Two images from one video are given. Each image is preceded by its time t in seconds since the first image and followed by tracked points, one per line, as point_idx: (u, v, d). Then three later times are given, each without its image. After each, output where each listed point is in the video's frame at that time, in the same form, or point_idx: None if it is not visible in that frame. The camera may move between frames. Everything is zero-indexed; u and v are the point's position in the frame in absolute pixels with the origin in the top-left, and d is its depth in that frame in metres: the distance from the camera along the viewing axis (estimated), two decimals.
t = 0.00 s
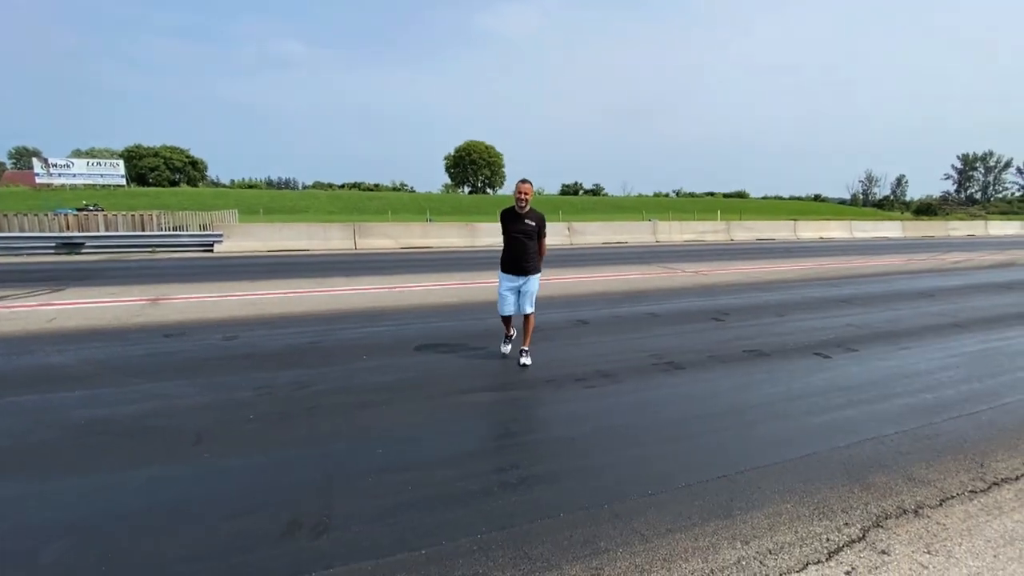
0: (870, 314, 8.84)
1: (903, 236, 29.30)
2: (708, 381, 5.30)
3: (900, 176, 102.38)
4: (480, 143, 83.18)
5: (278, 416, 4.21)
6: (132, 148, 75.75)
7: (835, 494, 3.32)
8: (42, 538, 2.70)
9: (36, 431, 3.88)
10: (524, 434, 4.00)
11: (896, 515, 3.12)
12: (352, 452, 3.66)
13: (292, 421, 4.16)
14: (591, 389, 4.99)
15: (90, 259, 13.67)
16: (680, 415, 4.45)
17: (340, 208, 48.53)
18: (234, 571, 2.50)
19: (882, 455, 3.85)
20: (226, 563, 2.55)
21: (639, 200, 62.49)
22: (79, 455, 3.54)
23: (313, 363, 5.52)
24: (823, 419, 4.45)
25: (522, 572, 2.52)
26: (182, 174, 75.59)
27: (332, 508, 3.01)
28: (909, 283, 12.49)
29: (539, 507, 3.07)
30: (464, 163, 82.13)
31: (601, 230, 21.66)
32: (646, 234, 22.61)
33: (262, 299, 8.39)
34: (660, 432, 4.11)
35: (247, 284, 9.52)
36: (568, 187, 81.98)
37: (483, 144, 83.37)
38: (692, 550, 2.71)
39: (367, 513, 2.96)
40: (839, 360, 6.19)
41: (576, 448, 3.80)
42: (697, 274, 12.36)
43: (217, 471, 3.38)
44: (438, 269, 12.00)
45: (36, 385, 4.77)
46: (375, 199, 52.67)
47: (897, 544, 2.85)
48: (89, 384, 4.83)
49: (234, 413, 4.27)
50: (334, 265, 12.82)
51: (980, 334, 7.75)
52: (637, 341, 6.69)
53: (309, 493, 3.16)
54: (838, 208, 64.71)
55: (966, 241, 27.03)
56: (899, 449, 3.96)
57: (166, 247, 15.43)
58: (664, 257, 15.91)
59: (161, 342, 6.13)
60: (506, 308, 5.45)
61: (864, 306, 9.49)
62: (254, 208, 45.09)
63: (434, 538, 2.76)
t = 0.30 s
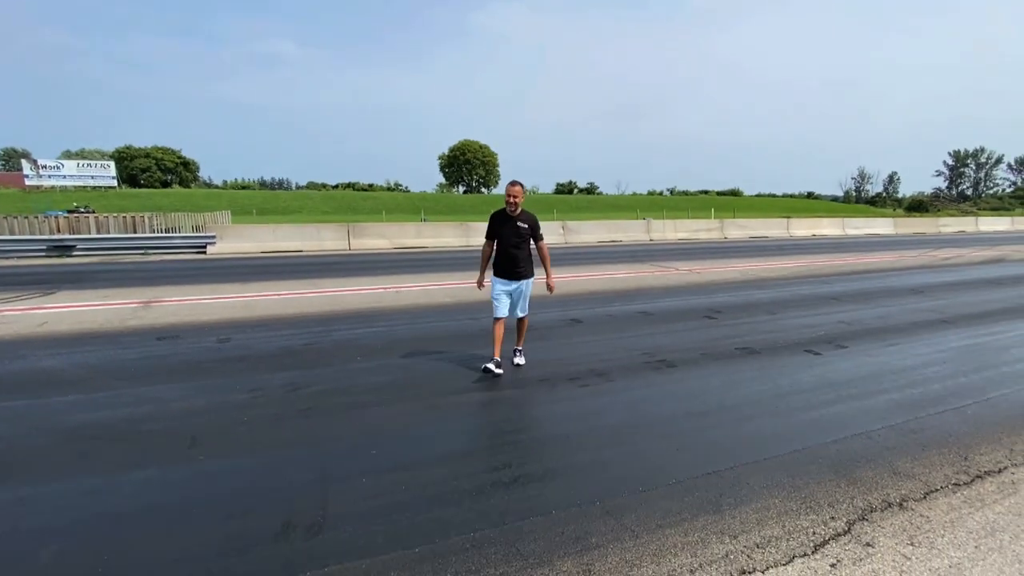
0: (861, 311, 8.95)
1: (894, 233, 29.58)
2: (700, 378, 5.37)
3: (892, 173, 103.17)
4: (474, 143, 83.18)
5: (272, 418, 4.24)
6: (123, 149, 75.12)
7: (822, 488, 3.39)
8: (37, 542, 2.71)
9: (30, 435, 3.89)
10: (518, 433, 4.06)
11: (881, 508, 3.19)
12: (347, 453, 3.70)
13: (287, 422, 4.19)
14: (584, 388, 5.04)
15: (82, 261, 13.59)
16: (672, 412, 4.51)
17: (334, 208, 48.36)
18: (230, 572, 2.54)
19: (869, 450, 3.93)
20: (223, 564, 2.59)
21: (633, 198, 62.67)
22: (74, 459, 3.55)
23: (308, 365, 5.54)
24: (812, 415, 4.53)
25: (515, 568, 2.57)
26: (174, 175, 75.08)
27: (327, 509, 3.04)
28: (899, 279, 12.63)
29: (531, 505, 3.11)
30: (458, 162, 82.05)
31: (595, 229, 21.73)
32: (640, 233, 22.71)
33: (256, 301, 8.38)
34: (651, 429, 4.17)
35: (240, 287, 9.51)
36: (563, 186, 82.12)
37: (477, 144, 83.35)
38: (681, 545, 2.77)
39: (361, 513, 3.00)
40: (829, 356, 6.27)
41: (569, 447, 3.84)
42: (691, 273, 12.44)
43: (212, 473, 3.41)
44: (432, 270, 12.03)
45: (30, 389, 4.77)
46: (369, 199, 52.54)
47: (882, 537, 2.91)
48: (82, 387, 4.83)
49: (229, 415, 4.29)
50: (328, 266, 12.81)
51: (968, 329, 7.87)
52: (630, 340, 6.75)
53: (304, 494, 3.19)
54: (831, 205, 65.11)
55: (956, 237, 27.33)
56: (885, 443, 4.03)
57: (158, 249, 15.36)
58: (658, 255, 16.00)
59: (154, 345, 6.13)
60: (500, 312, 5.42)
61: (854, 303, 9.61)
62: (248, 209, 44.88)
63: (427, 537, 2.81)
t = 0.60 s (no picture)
0: (852, 305, 9.02)
1: (887, 228, 29.77)
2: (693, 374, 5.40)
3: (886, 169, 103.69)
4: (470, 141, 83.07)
5: (267, 417, 4.24)
6: (115, 148, 74.48)
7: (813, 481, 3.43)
8: (31, 541, 2.72)
9: (24, 436, 3.87)
10: (512, 429, 4.08)
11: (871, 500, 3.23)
12: (341, 450, 3.71)
13: (282, 421, 4.19)
14: (578, 384, 5.07)
15: (75, 262, 13.49)
16: (665, 408, 4.55)
17: (329, 207, 48.18)
18: (226, 569, 2.55)
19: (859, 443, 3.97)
20: (217, 561, 2.60)
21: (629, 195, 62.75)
22: (68, 458, 3.55)
23: (303, 363, 5.54)
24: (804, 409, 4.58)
25: (509, 562, 2.59)
26: (167, 175, 74.61)
27: (322, 507, 3.05)
28: (892, 274, 12.73)
29: (525, 500, 3.14)
30: (454, 160, 81.88)
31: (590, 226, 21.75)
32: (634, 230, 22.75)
33: (250, 300, 8.36)
34: (645, 425, 4.20)
35: (234, 286, 9.48)
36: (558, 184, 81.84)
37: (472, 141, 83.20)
38: (673, 538, 2.80)
39: (356, 510, 3.02)
40: (821, 351, 6.33)
41: (563, 442, 3.87)
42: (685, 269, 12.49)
43: (207, 472, 3.41)
44: (427, 268, 12.02)
45: (23, 390, 4.75)
46: (365, 198, 52.39)
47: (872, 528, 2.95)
48: (76, 387, 4.82)
49: (223, 414, 4.29)
50: (323, 264, 12.79)
51: (958, 323, 7.95)
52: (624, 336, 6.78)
53: (299, 491, 3.21)
54: (825, 201, 65.43)
55: (948, 233, 27.56)
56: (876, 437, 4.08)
57: (152, 249, 15.27)
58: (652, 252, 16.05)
59: (148, 344, 6.11)
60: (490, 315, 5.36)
61: (847, 298, 9.69)
62: (242, 208, 44.63)
63: (422, 533, 2.82)
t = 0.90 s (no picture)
0: (853, 300, 9.02)
1: (887, 223, 29.74)
2: (694, 368, 5.39)
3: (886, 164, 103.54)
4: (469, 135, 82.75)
5: (268, 412, 4.23)
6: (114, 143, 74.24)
7: (815, 475, 3.42)
8: (31, 537, 2.70)
9: (21, 431, 3.85)
10: (512, 424, 4.06)
11: (873, 494, 3.23)
12: (342, 445, 3.69)
13: (281, 416, 4.17)
14: (579, 379, 5.05)
15: (73, 257, 13.44)
16: (666, 402, 4.53)
17: (328, 202, 48.12)
18: (227, 565, 2.53)
19: (861, 438, 3.96)
20: (218, 557, 2.58)
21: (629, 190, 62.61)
22: (67, 454, 3.53)
23: (302, 358, 5.51)
24: (805, 404, 4.57)
25: (511, 557, 2.58)
26: (165, 170, 74.31)
27: (322, 502, 3.03)
28: (891, 268, 12.73)
29: (527, 495, 3.13)
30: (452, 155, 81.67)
31: (589, 221, 21.71)
32: (634, 225, 22.70)
33: (250, 295, 8.33)
34: (646, 419, 4.19)
35: (234, 281, 9.44)
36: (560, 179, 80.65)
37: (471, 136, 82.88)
38: (676, 533, 2.79)
39: (357, 505, 3.01)
40: (822, 346, 6.32)
41: (565, 437, 3.86)
42: (685, 264, 12.47)
43: (207, 467, 3.40)
44: (427, 262, 11.99)
45: (21, 385, 4.72)
46: (364, 192, 52.25)
47: (874, 522, 2.94)
48: (75, 383, 4.80)
49: (224, 409, 4.27)
50: (323, 259, 12.75)
51: (958, 318, 7.94)
52: (624, 331, 6.76)
53: (300, 486, 3.19)
54: (825, 196, 65.36)
55: (947, 227, 27.54)
56: (878, 431, 4.07)
57: (150, 244, 15.22)
58: (652, 247, 16.02)
59: (147, 339, 6.09)
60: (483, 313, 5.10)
61: (847, 292, 9.68)
62: (240, 203, 44.53)
63: (424, 528, 2.81)
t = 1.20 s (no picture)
0: (860, 296, 8.93)
1: (893, 219, 29.52)
2: (699, 365, 5.34)
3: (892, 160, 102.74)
4: (473, 130, 82.51)
5: (271, 406, 4.21)
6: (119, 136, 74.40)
7: (823, 473, 3.38)
8: (34, 530, 2.69)
9: (25, 424, 3.85)
10: (517, 420, 4.02)
11: (883, 493, 3.18)
12: (346, 440, 3.66)
13: (284, 410, 4.15)
14: (583, 374, 5.00)
15: (79, 250, 13.49)
16: (672, 398, 4.49)
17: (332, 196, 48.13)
18: (229, 559, 2.51)
19: (870, 435, 3.91)
20: (220, 552, 2.56)
21: (633, 185, 62.32)
22: (71, 447, 3.53)
23: (306, 352, 5.49)
24: (812, 401, 4.51)
25: (515, 555, 2.55)
26: (170, 163, 74.45)
27: (325, 497, 3.01)
28: (898, 265, 12.61)
29: (532, 491, 3.09)
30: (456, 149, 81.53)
31: (593, 216, 21.62)
32: (638, 220, 22.59)
33: (253, 288, 8.32)
34: (652, 415, 4.15)
35: (238, 274, 9.44)
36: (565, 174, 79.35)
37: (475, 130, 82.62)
38: (683, 531, 2.75)
39: (361, 500, 2.98)
40: (829, 342, 6.25)
41: (570, 433, 3.82)
42: (690, 259, 12.39)
43: (210, 461, 3.38)
44: (430, 257, 11.96)
45: (26, 378, 4.72)
46: (367, 187, 52.22)
47: (884, 521, 2.90)
48: (80, 375, 4.79)
49: (227, 402, 4.26)
50: (326, 253, 12.74)
51: (967, 314, 7.85)
52: (630, 326, 6.72)
53: (304, 481, 3.17)
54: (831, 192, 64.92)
55: (954, 223, 27.31)
56: (887, 429, 4.02)
57: (155, 237, 15.25)
58: (656, 242, 15.94)
59: (152, 332, 6.08)
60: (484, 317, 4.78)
61: (853, 288, 9.59)
62: (244, 197, 44.59)
63: (428, 524, 2.78)
